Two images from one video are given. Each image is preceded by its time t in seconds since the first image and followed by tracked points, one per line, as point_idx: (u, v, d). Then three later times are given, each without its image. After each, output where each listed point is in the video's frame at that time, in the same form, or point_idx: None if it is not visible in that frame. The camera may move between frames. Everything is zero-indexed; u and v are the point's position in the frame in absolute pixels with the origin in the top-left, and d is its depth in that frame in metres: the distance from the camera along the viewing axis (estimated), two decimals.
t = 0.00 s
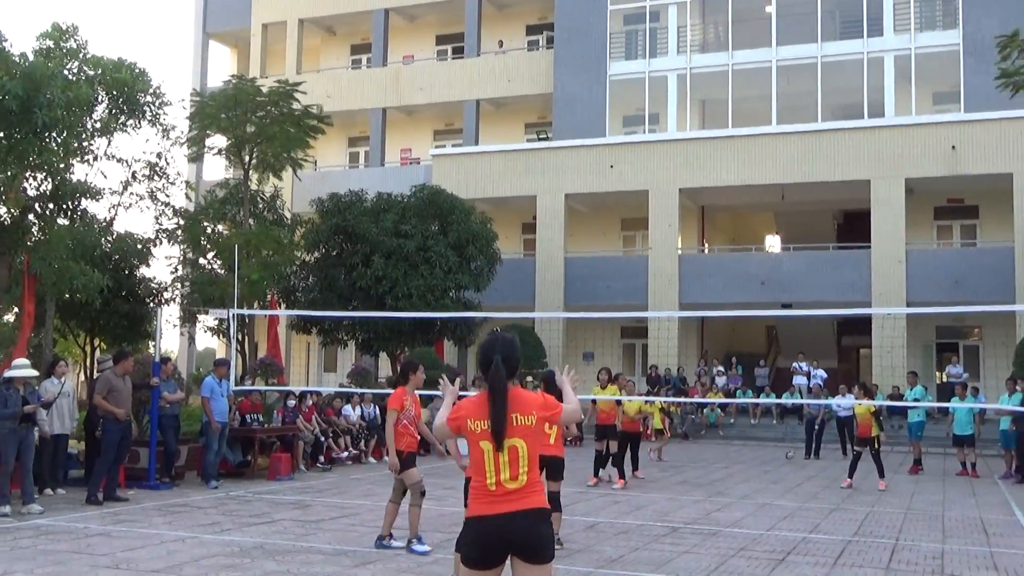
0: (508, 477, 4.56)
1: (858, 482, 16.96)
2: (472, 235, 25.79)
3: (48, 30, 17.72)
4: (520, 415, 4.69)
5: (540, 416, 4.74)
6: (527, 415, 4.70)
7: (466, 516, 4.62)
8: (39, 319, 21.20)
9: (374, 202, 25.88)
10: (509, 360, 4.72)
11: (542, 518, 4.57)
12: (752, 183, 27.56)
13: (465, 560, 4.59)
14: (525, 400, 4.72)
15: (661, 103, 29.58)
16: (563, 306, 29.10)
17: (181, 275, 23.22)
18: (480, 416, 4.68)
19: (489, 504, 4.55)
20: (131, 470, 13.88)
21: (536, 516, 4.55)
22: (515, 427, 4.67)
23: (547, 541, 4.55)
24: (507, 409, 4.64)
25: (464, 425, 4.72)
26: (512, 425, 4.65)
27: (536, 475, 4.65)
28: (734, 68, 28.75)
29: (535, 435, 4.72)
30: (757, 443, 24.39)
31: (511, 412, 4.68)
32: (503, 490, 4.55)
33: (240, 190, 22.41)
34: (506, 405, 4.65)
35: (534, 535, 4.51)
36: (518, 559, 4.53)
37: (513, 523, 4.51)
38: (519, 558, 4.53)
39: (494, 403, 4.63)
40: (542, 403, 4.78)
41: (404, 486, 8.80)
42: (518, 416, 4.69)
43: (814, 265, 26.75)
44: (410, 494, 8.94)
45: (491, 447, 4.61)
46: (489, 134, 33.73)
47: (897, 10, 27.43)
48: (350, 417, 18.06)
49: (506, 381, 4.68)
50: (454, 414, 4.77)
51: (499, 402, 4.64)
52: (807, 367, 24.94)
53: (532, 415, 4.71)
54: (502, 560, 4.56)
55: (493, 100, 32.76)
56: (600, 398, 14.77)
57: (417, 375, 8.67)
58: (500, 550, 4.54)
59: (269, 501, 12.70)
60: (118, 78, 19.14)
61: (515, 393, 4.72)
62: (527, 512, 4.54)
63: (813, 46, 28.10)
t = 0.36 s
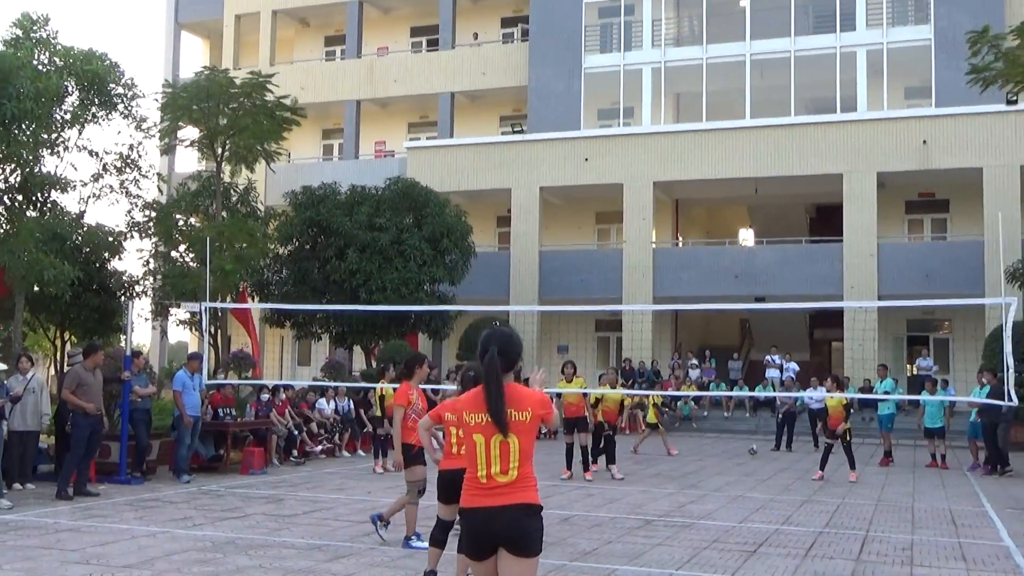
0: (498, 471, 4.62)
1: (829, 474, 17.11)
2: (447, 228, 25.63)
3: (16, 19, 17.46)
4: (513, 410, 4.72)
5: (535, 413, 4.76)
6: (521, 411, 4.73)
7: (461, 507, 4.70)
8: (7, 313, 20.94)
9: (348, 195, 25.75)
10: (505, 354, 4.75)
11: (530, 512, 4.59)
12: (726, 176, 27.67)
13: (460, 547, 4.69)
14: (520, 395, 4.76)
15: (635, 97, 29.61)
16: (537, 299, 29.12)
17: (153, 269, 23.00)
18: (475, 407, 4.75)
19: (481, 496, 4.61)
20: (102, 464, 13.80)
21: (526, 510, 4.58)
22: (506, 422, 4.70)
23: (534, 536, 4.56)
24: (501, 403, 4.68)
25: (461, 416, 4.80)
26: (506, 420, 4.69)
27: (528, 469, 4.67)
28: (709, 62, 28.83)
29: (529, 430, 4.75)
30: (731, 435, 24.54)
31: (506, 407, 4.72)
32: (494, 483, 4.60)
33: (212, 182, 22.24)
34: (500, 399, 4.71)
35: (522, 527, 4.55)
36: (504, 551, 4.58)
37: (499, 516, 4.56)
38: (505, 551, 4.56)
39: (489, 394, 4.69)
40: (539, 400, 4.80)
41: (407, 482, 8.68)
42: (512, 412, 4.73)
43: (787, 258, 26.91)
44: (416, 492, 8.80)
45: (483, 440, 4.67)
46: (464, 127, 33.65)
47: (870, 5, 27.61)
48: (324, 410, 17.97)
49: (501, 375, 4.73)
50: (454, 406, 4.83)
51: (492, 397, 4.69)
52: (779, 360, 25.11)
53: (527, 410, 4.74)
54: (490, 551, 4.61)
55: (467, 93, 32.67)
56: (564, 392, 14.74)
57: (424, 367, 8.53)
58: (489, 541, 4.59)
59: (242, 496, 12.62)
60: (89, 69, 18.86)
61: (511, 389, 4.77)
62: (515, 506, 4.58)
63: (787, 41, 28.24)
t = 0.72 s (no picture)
0: (483, 463, 4.82)
1: (800, 467, 17.29)
2: (420, 224, 25.55)
3: None
4: (494, 405, 4.89)
5: (515, 406, 4.90)
6: (500, 405, 4.89)
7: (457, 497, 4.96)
8: None
9: (320, 191, 25.65)
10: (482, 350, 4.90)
11: (514, 503, 4.78)
12: (698, 172, 27.82)
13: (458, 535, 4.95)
14: (498, 389, 4.92)
15: (607, 93, 29.69)
16: (511, 294, 29.15)
17: (123, 266, 22.73)
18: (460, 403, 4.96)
19: (469, 488, 4.84)
20: (73, 463, 13.68)
21: (509, 500, 4.77)
22: (486, 417, 4.88)
23: (520, 524, 4.76)
24: (478, 398, 4.88)
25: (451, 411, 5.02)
26: (485, 415, 4.87)
27: (511, 460, 4.85)
28: (680, 58, 28.96)
29: (510, 423, 4.90)
30: (703, 429, 24.72)
31: (485, 402, 4.90)
32: (479, 475, 4.82)
33: (183, 178, 22.05)
34: (480, 394, 4.90)
35: (506, 516, 4.75)
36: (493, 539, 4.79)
37: (486, 506, 4.77)
38: (494, 540, 4.78)
39: (468, 391, 4.89)
40: (519, 393, 4.93)
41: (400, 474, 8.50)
42: (492, 406, 4.90)
43: (759, 253, 27.09)
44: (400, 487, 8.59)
45: (467, 433, 4.89)
46: (437, 123, 33.60)
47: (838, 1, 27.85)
48: (297, 407, 17.89)
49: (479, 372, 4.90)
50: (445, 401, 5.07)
51: (471, 393, 4.88)
52: (751, 354, 25.32)
53: (505, 404, 4.89)
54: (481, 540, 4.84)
55: (440, 89, 32.62)
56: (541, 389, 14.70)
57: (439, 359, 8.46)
58: (480, 531, 4.83)
59: (215, 494, 12.56)
60: (57, 63, 18.56)
61: (491, 383, 4.94)
62: (499, 497, 4.77)
63: (757, 37, 28.42)
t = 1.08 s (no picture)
0: (472, 450, 4.86)
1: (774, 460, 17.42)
2: (395, 219, 25.43)
3: None
4: (484, 394, 4.95)
5: (504, 397, 4.95)
6: (489, 395, 4.95)
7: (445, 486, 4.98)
8: None
9: (294, 186, 25.51)
10: (475, 341, 4.97)
11: (502, 490, 4.81)
12: (673, 168, 27.93)
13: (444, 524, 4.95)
14: (487, 379, 4.99)
15: (582, 88, 29.73)
16: (486, 289, 29.15)
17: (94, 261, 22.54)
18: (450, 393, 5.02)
19: (458, 475, 4.87)
20: (43, 461, 13.52)
21: (497, 486, 4.81)
22: (476, 405, 4.94)
23: (508, 510, 4.79)
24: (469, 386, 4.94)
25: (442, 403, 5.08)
26: (476, 403, 4.93)
27: (500, 448, 4.90)
28: (654, 54, 29.03)
29: (500, 412, 4.95)
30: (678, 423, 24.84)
31: (476, 391, 4.96)
32: (468, 461, 4.85)
33: (155, 173, 21.85)
34: (470, 384, 4.97)
35: (494, 503, 4.78)
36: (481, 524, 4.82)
37: (474, 493, 4.80)
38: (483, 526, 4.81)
39: (459, 380, 4.97)
40: (508, 384, 5.00)
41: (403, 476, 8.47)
42: (482, 395, 4.96)
43: (733, 248, 27.25)
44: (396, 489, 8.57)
45: (456, 423, 4.95)
46: (412, 118, 33.50)
47: None
48: (271, 403, 17.78)
49: (470, 361, 4.97)
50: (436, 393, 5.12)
51: (462, 382, 4.96)
52: (725, 349, 25.47)
53: (495, 394, 4.95)
54: (469, 527, 4.85)
55: (414, 84, 32.52)
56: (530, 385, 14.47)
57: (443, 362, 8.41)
58: (468, 518, 4.84)
59: (189, 490, 12.47)
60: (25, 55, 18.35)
61: (482, 374, 5.01)
62: (487, 483, 4.81)
63: (730, 33, 28.53)
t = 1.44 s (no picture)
0: (496, 446, 4.88)
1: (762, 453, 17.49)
2: (382, 216, 25.38)
3: None
4: (507, 391, 4.98)
5: (525, 394, 5.02)
6: (512, 393, 4.99)
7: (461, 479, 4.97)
8: None
9: (280, 183, 25.44)
10: (499, 340, 5.00)
11: (523, 483, 4.87)
12: (659, 162, 27.98)
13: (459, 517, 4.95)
14: (510, 376, 5.02)
15: (568, 83, 29.75)
16: (474, 285, 29.14)
17: (79, 259, 22.45)
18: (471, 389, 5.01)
19: (481, 469, 4.88)
20: (31, 459, 13.45)
21: (521, 479, 4.87)
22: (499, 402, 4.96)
23: (530, 503, 4.86)
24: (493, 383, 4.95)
25: (459, 399, 5.05)
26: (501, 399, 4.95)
27: (521, 443, 4.95)
28: (640, 48, 29.07)
29: (521, 409, 5.00)
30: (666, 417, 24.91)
31: (500, 388, 4.98)
32: (492, 456, 4.87)
33: (140, 170, 21.76)
34: (494, 381, 4.98)
35: (519, 496, 4.83)
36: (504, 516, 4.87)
37: (497, 487, 4.84)
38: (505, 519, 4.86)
39: (483, 376, 4.96)
40: (527, 381, 5.06)
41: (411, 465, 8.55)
42: (505, 393, 4.98)
43: (720, 242, 27.32)
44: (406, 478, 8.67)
45: (479, 419, 4.94)
46: (398, 113, 33.46)
47: None
48: (259, 400, 17.74)
49: (494, 359, 4.98)
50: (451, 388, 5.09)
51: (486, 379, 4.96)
52: (713, 343, 25.55)
53: (518, 392, 5.00)
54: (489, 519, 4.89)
55: (400, 79, 32.46)
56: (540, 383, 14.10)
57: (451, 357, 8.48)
58: (489, 510, 4.88)
59: (177, 488, 12.44)
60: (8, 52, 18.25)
61: (504, 371, 5.04)
62: (511, 477, 4.86)
63: (716, 27, 28.60)
